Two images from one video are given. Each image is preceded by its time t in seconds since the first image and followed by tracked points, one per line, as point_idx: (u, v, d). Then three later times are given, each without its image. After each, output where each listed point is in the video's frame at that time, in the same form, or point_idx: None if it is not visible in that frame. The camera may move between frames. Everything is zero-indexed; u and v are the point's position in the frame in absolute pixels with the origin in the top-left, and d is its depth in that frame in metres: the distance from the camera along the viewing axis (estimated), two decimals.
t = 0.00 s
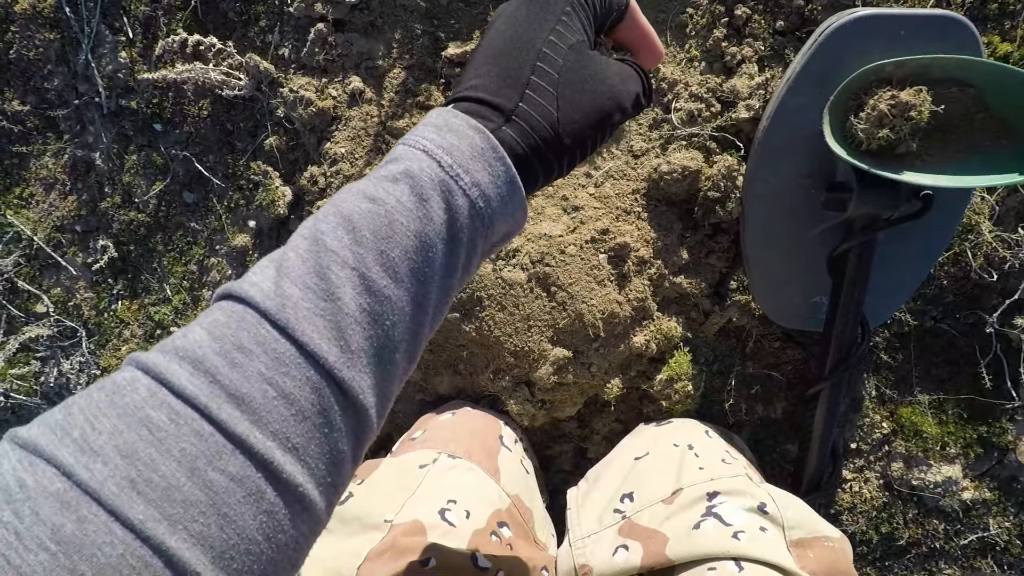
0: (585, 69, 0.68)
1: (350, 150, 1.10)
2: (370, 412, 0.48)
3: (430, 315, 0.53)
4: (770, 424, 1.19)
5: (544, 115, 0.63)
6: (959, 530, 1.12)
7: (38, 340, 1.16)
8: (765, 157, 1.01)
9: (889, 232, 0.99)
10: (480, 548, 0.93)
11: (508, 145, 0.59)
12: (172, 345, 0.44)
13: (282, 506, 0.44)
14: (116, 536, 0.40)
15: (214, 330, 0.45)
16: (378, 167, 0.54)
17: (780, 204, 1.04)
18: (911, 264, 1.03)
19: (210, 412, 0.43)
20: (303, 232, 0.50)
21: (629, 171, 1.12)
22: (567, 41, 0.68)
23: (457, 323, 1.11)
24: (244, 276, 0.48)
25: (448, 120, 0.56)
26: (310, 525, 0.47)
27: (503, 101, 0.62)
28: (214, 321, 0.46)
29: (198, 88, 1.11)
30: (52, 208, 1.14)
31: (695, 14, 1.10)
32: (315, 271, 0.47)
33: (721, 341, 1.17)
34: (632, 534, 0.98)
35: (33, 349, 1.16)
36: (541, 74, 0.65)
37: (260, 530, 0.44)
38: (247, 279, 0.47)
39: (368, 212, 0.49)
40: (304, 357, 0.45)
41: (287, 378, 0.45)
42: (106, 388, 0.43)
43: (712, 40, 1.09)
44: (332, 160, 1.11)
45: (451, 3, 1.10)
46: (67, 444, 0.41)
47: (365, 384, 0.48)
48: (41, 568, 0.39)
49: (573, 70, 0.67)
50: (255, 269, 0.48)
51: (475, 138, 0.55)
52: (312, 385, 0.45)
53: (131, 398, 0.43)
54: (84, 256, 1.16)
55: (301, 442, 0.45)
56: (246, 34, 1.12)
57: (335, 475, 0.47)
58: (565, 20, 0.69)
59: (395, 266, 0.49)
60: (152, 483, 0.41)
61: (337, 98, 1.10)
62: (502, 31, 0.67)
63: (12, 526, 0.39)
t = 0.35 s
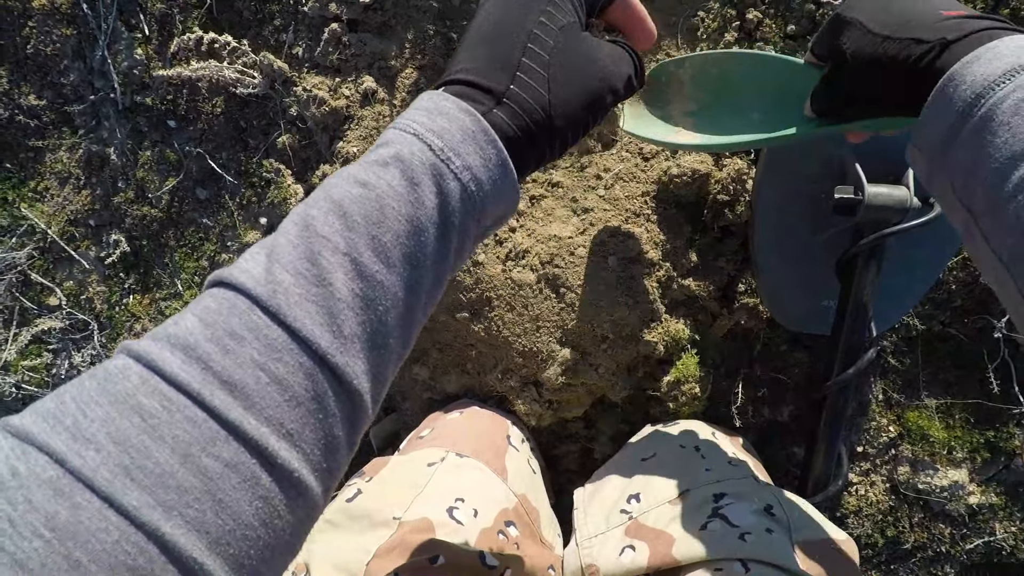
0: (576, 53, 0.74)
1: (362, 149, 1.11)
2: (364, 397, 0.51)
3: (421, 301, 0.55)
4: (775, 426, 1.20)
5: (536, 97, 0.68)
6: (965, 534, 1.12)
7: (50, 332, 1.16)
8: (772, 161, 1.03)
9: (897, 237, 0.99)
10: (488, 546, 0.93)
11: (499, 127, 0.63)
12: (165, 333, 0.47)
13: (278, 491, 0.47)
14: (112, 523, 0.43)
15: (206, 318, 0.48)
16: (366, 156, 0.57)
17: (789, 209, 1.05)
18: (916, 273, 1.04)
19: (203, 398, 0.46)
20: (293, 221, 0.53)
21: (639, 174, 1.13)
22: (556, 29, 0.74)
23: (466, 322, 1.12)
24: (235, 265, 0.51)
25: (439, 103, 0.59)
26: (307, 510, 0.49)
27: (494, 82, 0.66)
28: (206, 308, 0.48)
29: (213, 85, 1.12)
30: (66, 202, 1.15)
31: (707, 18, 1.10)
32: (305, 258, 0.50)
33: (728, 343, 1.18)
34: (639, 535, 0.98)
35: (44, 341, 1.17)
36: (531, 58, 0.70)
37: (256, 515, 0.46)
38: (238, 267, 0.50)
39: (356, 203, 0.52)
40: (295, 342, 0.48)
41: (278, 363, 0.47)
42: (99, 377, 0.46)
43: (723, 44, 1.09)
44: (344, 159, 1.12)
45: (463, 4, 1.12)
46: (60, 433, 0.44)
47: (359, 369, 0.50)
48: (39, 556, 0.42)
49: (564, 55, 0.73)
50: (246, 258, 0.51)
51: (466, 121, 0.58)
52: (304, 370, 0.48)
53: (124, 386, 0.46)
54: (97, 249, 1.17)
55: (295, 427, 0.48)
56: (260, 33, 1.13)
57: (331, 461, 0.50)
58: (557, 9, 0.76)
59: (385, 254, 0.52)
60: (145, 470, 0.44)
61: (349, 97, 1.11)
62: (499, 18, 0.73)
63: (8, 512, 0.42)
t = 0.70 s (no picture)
0: (617, 101, 0.73)
1: (367, 152, 1.11)
2: (393, 379, 0.50)
3: (447, 291, 0.54)
4: (779, 429, 1.20)
5: (568, 132, 0.66)
6: (968, 534, 1.13)
7: (52, 334, 1.16)
8: (777, 168, 1.04)
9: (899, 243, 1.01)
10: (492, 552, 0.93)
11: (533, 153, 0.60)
12: (210, 309, 0.45)
13: (314, 463, 0.45)
14: (164, 491, 0.41)
15: (251, 297, 0.46)
16: (399, 148, 0.55)
17: (793, 214, 1.06)
18: (917, 278, 1.05)
19: (251, 373, 0.44)
20: (331, 205, 0.51)
21: (642, 178, 1.13)
22: (608, 69, 0.73)
23: (470, 326, 1.12)
24: (275, 245, 0.48)
25: (476, 108, 0.58)
26: (335, 483, 0.47)
27: (539, 107, 0.64)
28: (249, 288, 0.46)
29: (218, 88, 1.12)
30: (69, 204, 1.14)
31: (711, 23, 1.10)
32: (348, 245, 0.48)
33: (730, 347, 1.18)
34: (643, 538, 0.98)
35: (45, 344, 1.16)
36: (578, 95, 0.68)
37: (293, 485, 0.44)
38: (279, 249, 0.48)
39: (397, 194, 0.51)
40: (338, 327, 0.47)
41: (323, 345, 0.46)
42: (145, 349, 0.44)
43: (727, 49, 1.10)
44: (349, 163, 1.12)
45: (468, 8, 1.12)
46: (112, 402, 0.41)
47: (389, 354, 0.49)
48: (95, 519, 0.39)
49: (606, 98, 0.72)
50: (286, 238, 0.49)
51: (505, 131, 0.57)
52: (344, 353, 0.47)
53: (172, 359, 0.43)
54: (100, 252, 1.16)
55: (332, 405, 0.46)
56: (265, 35, 1.13)
57: (359, 437, 0.48)
58: (611, 49, 0.74)
59: (421, 247, 0.51)
60: (197, 440, 0.42)
61: (354, 101, 1.12)
62: (551, 44, 0.71)
63: (64, 479, 0.40)
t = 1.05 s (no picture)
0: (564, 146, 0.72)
1: (363, 155, 1.11)
2: (359, 428, 0.49)
3: (414, 340, 0.54)
4: (779, 434, 1.19)
5: (524, 184, 0.65)
6: (971, 542, 1.11)
7: (49, 338, 1.17)
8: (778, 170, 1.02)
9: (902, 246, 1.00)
10: (488, 559, 0.93)
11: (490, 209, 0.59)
12: (176, 363, 0.45)
13: (278, 511, 0.45)
14: (126, 543, 0.40)
15: (216, 352, 0.45)
16: (365, 204, 0.54)
17: (793, 218, 1.05)
18: (920, 282, 1.04)
19: (216, 424, 0.43)
20: (297, 260, 0.50)
21: (642, 180, 1.12)
22: (551, 117, 0.72)
23: (468, 330, 1.11)
24: (241, 300, 0.48)
25: (436, 170, 0.56)
26: (299, 533, 0.47)
27: (491, 163, 0.62)
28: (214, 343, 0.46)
29: (214, 90, 1.11)
30: (65, 207, 1.15)
31: (710, 24, 1.10)
32: (313, 299, 0.48)
33: (730, 351, 1.17)
34: (641, 546, 0.97)
35: (43, 347, 1.17)
36: (526, 146, 0.67)
37: (257, 534, 0.44)
38: (244, 304, 0.47)
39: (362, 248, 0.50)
40: (304, 378, 0.46)
41: (288, 397, 0.45)
42: (111, 403, 0.43)
43: (727, 50, 1.09)
44: (346, 165, 1.11)
45: (465, 10, 1.11)
46: (77, 455, 0.41)
47: (355, 405, 0.48)
48: (54, 572, 0.39)
49: (553, 146, 0.71)
50: (252, 293, 0.48)
51: (463, 192, 0.56)
52: (310, 404, 0.46)
53: (138, 412, 0.43)
54: (96, 255, 1.16)
55: (297, 453, 0.45)
56: (262, 37, 1.13)
57: (324, 485, 0.48)
58: (552, 97, 0.73)
59: (387, 300, 0.50)
60: (161, 490, 0.41)
61: (352, 103, 1.11)
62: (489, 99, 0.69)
63: (26, 532, 0.39)
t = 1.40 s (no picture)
0: (555, 185, 0.77)
1: (357, 156, 1.10)
2: (352, 454, 0.51)
3: (404, 370, 0.56)
4: (775, 433, 1.19)
5: (515, 222, 0.69)
6: (966, 540, 1.12)
7: (44, 341, 1.17)
8: (771, 172, 1.02)
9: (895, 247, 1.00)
10: (484, 560, 0.93)
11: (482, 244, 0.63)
12: (178, 392, 0.46)
13: (274, 536, 0.46)
14: (127, 566, 0.41)
15: (218, 379, 0.47)
16: (361, 242, 0.58)
17: (786, 218, 1.04)
18: (913, 282, 1.04)
19: (216, 450, 0.45)
20: (296, 293, 0.53)
21: (635, 181, 1.12)
22: (542, 159, 0.77)
23: (462, 331, 1.11)
24: (242, 331, 0.50)
25: (431, 206, 0.61)
26: (293, 556, 0.48)
27: (486, 201, 0.66)
28: (216, 370, 0.48)
29: (208, 92, 1.12)
30: (61, 210, 1.15)
31: (703, 24, 1.10)
32: (312, 329, 0.50)
33: (725, 350, 1.17)
34: (636, 545, 0.97)
35: (39, 350, 1.18)
36: (519, 185, 0.72)
37: (254, 558, 0.45)
38: (245, 334, 0.49)
39: (358, 281, 0.53)
40: (302, 405, 0.48)
41: (287, 423, 0.47)
42: (114, 431, 0.45)
43: (720, 50, 1.09)
44: (339, 165, 1.11)
45: (458, 11, 1.11)
46: (81, 482, 0.42)
47: (350, 430, 0.51)
48: None
49: (544, 185, 0.75)
50: (252, 323, 0.51)
51: (456, 227, 0.60)
52: (307, 429, 0.48)
53: (141, 439, 0.44)
54: (91, 257, 1.16)
55: (293, 478, 0.47)
56: (256, 40, 1.13)
57: (317, 509, 0.50)
58: (544, 142, 0.79)
59: (382, 329, 0.53)
60: (162, 515, 0.43)
61: (345, 105, 1.11)
62: (485, 142, 0.74)
63: (30, 556, 0.39)
